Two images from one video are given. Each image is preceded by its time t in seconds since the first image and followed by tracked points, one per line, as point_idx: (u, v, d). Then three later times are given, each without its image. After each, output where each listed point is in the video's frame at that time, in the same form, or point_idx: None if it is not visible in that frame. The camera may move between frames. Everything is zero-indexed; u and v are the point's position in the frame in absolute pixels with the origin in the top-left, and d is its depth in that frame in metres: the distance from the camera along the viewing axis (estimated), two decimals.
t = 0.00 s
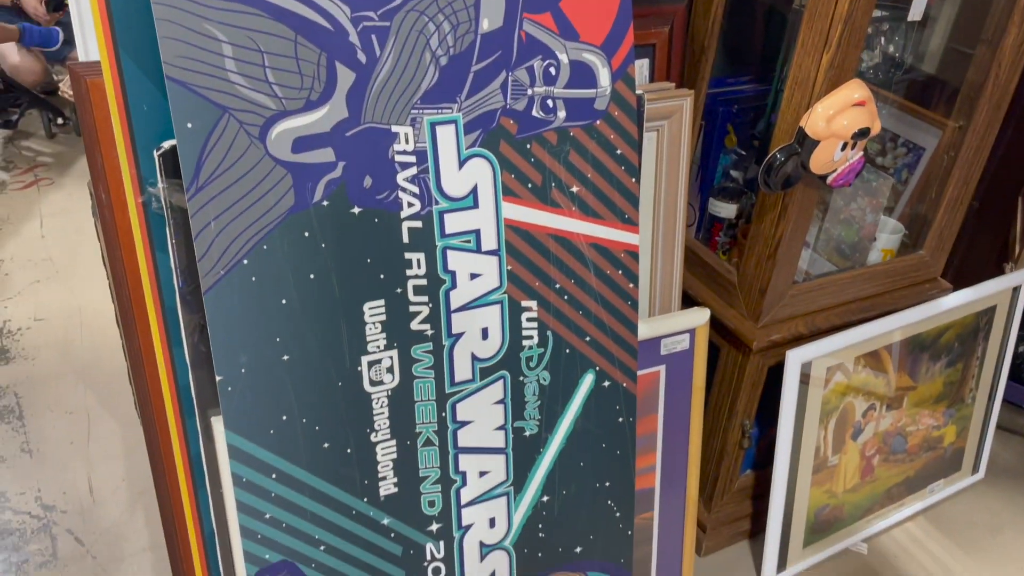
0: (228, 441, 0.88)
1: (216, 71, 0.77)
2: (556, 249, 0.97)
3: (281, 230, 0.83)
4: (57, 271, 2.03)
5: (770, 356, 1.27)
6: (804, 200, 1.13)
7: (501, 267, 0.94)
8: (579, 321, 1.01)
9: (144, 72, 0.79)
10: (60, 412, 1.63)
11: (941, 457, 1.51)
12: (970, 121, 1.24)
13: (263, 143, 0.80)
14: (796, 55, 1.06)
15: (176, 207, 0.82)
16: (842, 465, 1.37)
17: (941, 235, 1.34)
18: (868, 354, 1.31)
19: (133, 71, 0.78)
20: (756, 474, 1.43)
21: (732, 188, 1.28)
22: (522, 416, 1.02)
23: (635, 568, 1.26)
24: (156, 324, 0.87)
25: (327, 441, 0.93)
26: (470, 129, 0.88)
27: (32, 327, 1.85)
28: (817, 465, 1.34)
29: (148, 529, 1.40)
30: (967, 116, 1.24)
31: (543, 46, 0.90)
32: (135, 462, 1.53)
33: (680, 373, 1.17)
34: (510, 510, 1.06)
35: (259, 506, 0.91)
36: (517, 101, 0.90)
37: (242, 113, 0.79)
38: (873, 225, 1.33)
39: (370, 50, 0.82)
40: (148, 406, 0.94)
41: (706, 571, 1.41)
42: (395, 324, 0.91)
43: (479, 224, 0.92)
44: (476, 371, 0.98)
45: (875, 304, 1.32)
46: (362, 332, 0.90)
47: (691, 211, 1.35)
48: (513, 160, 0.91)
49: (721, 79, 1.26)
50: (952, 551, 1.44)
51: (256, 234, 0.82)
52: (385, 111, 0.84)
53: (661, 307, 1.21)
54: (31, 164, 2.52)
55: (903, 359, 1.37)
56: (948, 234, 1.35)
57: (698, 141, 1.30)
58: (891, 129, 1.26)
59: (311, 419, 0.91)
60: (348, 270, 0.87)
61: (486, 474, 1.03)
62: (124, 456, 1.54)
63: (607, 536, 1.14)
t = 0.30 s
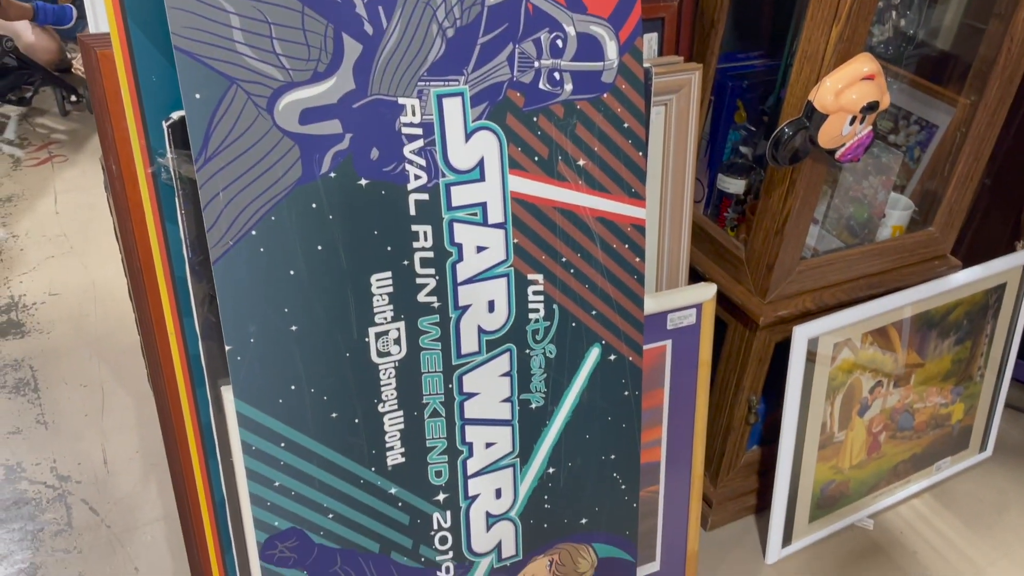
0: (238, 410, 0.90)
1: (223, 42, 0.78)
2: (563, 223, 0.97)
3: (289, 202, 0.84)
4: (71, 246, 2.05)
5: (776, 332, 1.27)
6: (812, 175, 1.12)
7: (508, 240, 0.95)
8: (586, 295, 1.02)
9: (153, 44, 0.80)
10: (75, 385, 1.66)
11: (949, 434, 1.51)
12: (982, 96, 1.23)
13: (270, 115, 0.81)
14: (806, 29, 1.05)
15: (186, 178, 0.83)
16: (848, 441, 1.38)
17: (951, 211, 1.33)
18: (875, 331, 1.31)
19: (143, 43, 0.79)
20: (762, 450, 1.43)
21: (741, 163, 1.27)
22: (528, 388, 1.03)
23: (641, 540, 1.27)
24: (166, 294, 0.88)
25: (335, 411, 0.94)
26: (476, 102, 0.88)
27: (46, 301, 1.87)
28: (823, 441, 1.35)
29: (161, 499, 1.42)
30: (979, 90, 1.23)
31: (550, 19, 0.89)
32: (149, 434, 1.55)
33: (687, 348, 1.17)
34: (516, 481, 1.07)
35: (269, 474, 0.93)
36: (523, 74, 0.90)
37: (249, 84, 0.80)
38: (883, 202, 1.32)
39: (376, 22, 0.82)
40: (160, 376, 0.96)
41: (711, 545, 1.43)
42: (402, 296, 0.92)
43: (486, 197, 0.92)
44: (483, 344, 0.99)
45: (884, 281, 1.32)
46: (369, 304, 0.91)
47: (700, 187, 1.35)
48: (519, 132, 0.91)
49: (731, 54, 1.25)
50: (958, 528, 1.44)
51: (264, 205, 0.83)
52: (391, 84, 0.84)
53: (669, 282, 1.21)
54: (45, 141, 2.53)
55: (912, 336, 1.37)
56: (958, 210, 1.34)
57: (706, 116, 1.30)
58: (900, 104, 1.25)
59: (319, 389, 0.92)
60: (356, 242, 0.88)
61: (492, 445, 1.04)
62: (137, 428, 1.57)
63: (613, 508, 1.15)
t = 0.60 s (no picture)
0: (239, 382, 0.90)
1: (221, 12, 0.78)
2: (563, 196, 0.97)
3: (288, 173, 0.84)
4: (74, 225, 2.05)
5: (778, 307, 1.27)
6: (814, 148, 1.11)
7: (508, 213, 0.95)
8: (586, 269, 1.02)
9: (150, 14, 0.80)
10: (79, 362, 1.67)
11: (952, 410, 1.51)
12: (986, 69, 1.22)
13: (269, 86, 0.81)
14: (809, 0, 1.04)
15: (184, 149, 0.83)
16: (850, 417, 1.38)
17: (955, 186, 1.32)
18: (878, 306, 1.31)
19: (140, 13, 0.79)
20: (763, 426, 1.43)
21: (744, 139, 1.26)
22: (529, 362, 1.03)
23: (642, 514, 1.27)
24: (167, 267, 0.89)
25: (336, 383, 0.94)
26: (476, 73, 0.88)
27: (50, 279, 1.87)
28: (825, 417, 1.35)
29: (165, 474, 1.43)
30: (984, 64, 1.22)
31: None
32: (152, 411, 1.56)
33: (688, 323, 1.17)
34: (517, 455, 1.07)
35: (270, 446, 0.94)
36: (523, 45, 0.89)
37: (247, 54, 0.79)
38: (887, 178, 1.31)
39: None
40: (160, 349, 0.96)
41: (712, 521, 1.43)
42: (402, 269, 0.92)
43: (486, 170, 0.92)
44: (483, 318, 0.99)
45: (887, 257, 1.31)
46: (369, 277, 0.91)
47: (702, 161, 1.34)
48: (519, 104, 0.91)
49: (734, 28, 1.24)
50: (959, 504, 1.45)
51: (263, 176, 0.83)
52: (390, 54, 0.84)
53: (671, 257, 1.21)
54: (48, 120, 2.53)
55: (915, 312, 1.36)
56: (962, 185, 1.33)
57: (709, 90, 1.28)
58: (903, 79, 1.24)
59: (320, 361, 0.93)
60: (355, 214, 0.88)
61: (493, 419, 1.04)
62: (141, 404, 1.58)
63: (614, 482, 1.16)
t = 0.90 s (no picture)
0: (232, 363, 0.89)
1: None
2: (560, 175, 0.96)
3: (280, 151, 0.82)
4: (70, 208, 2.04)
5: (778, 287, 1.26)
6: (815, 125, 1.10)
7: (504, 192, 0.93)
8: (583, 248, 1.01)
9: None
10: (75, 345, 1.66)
11: (952, 391, 1.50)
12: (990, 46, 1.20)
13: (259, 62, 0.79)
14: None
15: (173, 127, 0.82)
16: (850, 397, 1.37)
17: (957, 164, 1.31)
18: (879, 286, 1.30)
19: None
20: (763, 407, 1.42)
21: (743, 118, 1.24)
22: (526, 343, 1.02)
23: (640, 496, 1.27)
24: (157, 245, 0.89)
25: (330, 364, 0.93)
26: (470, 48, 0.86)
27: (46, 262, 1.86)
28: (825, 398, 1.34)
29: (162, 457, 1.43)
30: (988, 41, 1.20)
31: None
32: (149, 394, 1.55)
33: (687, 303, 1.16)
34: (514, 436, 1.07)
35: (264, 428, 0.93)
36: (519, 20, 0.87)
37: (236, 28, 0.78)
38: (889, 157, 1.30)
39: None
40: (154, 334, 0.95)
41: (712, 502, 1.43)
42: (396, 249, 0.91)
43: (481, 148, 0.90)
44: (479, 298, 0.97)
45: (888, 236, 1.30)
46: (363, 257, 0.90)
47: (702, 140, 1.32)
48: (515, 80, 0.89)
49: (734, 4, 1.23)
50: (959, 485, 1.44)
51: (254, 154, 0.82)
52: (383, 29, 0.82)
53: (670, 238, 1.20)
54: (43, 102, 2.51)
55: (916, 292, 1.35)
56: (964, 164, 1.31)
57: (708, 69, 1.26)
58: (903, 57, 1.22)
59: (314, 342, 0.92)
60: (348, 193, 0.87)
61: (490, 401, 1.03)
62: (138, 387, 1.57)
63: (612, 464, 1.15)
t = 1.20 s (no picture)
0: (229, 345, 0.89)
1: None
2: (559, 154, 0.95)
3: (276, 130, 0.81)
4: (65, 192, 2.02)
5: (778, 268, 1.25)
6: (816, 104, 1.09)
7: (502, 171, 0.92)
8: (583, 229, 1.00)
9: None
10: (72, 329, 1.65)
11: (952, 372, 1.50)
12: (992, 23, 1.19)
13: (254, 38, 0.78)
14: None
15: (168, 105, 0.82)
16: (850, 378, 1.37)
17: (959, 144, 1.30)
18: (879, 267, 1.29)
19: None
20: (763, 389, 1.42)
21: (743, 97, 1.23)
22: (525, 324, 1.01)
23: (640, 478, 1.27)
24: (153, 227, 0.88)
25: (329, 346, 0.93)
26: (468, 25, 0.85)
27: (42, 247, 1.85)
28: (825, 379, 1.33)
29: (160, 441, 1.42)
30: (990, 18, 1.19)
31: None
32: (147, 378, 1.55)
33: (688, 284, 1.15)
34: (514, 418, 1.06)
35: (263, 409, 0.93)
36: None
37: (230, 4, 0.76)
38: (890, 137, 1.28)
39: None
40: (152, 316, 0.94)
41: (711, 484, 1.43)
42: (394, 229, 0.90)
43: (480, 126, 0.89)
44: (478, 279, 0.97)
45: (889, 217, 1.29)
46: (361, 237, 0.89)
47: (701, 120, 1.31)
48: (513, 58, 0.88)
49: None
50: (958, 466, 1.44)
51: (250, 133, 0.81)
52: (379, 5, 0.81)
53: (670, 219, 1.19)
54: (38, 86, 2.48)
55: (917, 273, 1.35)
56: (966, 143, 1.30)
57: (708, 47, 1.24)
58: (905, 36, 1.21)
59: (312, 323, 0.91)
60: (345, 172, 0.86)
61: (489, 382, 1.02)
62: (136, 371, 1.56)
63: (612, 445, 1.15)
